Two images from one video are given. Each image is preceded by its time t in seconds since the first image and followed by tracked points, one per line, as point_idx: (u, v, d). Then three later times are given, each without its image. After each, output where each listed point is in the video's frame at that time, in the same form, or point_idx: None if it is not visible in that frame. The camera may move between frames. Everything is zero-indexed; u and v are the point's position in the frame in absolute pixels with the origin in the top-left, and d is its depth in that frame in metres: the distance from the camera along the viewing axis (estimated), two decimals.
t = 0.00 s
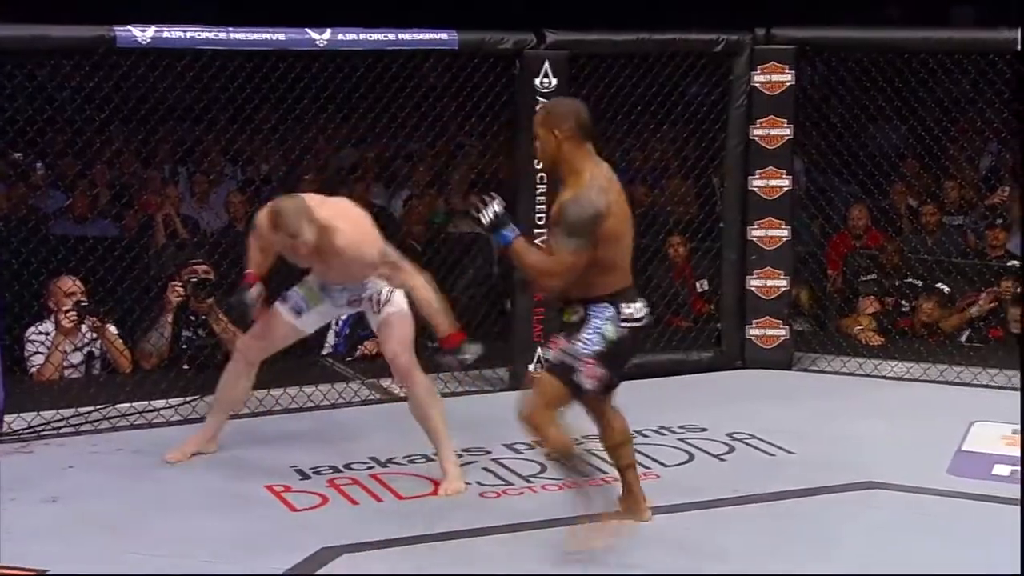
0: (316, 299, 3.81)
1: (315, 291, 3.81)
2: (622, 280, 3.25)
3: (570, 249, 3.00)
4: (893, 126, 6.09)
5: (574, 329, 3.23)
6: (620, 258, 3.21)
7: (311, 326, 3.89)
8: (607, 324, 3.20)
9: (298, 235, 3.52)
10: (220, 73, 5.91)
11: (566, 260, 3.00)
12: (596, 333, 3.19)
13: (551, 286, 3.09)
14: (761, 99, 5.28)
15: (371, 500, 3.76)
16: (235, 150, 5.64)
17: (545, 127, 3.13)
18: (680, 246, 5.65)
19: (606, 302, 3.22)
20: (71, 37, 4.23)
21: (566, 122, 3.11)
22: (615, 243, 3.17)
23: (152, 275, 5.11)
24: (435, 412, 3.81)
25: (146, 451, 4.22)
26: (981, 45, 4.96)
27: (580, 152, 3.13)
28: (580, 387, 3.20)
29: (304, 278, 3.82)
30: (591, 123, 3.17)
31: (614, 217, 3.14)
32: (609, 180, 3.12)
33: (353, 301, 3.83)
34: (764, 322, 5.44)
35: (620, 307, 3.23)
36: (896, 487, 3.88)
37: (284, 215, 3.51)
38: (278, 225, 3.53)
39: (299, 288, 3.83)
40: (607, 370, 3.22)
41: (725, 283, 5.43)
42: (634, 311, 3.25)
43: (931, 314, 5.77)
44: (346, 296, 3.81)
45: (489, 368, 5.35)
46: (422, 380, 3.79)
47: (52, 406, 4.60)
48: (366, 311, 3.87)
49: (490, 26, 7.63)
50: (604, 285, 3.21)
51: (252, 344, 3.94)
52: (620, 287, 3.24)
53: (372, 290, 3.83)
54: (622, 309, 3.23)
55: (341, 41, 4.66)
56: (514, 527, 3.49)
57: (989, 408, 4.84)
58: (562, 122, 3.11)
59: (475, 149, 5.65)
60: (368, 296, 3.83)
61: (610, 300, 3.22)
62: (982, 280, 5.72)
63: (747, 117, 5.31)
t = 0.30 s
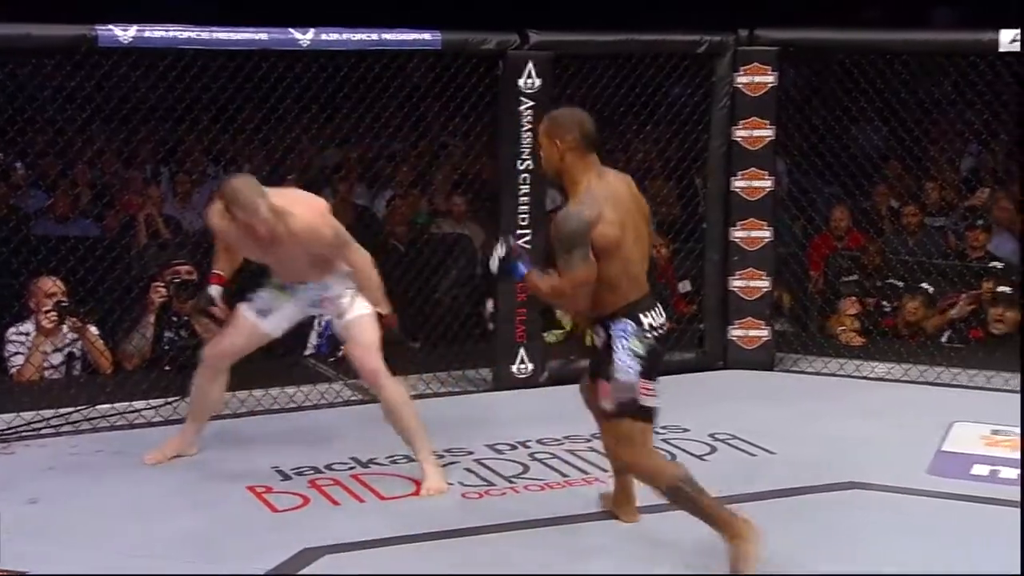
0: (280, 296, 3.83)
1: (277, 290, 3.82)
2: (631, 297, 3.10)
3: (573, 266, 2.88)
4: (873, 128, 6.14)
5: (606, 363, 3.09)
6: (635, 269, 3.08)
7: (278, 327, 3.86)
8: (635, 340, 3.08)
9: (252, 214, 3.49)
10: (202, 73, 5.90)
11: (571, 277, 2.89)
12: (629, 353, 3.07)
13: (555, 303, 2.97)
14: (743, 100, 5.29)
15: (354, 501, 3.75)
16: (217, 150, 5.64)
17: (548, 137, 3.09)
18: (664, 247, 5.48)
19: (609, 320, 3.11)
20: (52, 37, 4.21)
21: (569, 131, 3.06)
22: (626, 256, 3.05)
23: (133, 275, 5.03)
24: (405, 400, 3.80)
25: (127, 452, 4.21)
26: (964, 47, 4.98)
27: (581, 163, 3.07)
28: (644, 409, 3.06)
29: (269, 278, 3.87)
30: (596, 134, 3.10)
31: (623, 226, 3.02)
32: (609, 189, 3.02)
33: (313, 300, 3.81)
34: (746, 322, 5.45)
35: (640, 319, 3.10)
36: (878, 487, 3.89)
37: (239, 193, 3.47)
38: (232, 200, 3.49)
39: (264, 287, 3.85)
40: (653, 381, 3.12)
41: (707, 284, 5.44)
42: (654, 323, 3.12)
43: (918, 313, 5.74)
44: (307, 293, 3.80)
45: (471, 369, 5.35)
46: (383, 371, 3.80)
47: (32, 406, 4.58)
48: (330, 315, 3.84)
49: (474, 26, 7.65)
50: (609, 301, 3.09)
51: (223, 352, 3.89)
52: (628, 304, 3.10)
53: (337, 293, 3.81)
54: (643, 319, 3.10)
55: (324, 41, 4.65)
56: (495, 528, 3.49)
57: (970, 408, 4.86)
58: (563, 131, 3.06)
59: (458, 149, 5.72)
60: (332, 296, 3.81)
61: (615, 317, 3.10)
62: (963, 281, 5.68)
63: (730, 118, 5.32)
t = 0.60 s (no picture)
0: (227, 286, 3.87)
1: (224, 279, 3.88)
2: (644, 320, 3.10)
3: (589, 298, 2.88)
4: (855, 130, 6.20)
5: (633, 382, 3.08)
6: (650, 291, 3.08)
7: (232, 314, 3.91)
8: (660, 359, 3.09)
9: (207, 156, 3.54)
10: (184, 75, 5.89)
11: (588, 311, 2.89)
12: (655, 372, 3.08)
13: (569, 339, 2.99)
14: (725, 102, 5.30)
15: (337, 503, 3.75)
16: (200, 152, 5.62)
17: (553, 165, 3.05)
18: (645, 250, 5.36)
19: (625, 344, 3.11)
20: (33, 39, 4.19)
21: (572, 158, 3.02)
22: (642, 279, 3.04)
23: (116, 278, 5.01)
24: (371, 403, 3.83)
25: (109, 455, 4.19)
26: (943, 50, 5.00)
27: (586, 189, 3.03)
28: (679, 425, 3.03)
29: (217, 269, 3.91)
30: (600, 160, 3.06)
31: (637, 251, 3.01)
32: (616, 217, 2.99)
33: (263, 284, 3.84)
34: (729, 324, 5.47)
35: (663, 337, 3.11)
36: (861, 489, 3.91)
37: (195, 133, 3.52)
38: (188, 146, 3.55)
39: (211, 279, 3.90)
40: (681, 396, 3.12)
41: (689, 287, 5.46)
42: (675, 340, 3.14)
43: (902, 314, 5.74)
44: (256, 277, 3.83)
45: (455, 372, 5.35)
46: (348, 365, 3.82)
47: (13, 410, 4.56)
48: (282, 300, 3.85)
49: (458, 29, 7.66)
50: (626, 325, 3.09)
51: (175, 344, 3.93)
52: (643, 328, 3.09)
53: (290, 279, 3.81)
54: (668, 337, 3.12)
55: (306, 43, 4.64)
56: (478, 530, 3.50)
57: (952, 409, 4.89)
58: (567, 158, 3.03)
59: (441, 151, 5.75)
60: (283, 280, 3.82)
61: (629, 341, 3.09)
62: (945, 282, 5.71)
63: (712, 121, 5.33)
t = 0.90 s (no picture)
0: (205, 274, 3.85)
1: (201, 268, 3.86)
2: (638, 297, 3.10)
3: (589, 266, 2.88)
4: (848, 129, 6.22)
5: (623, 360, 3.08)
6: (646, 266, 3.08)
7: (211, 303, 3.89)
8: (651, 336, 3.08)
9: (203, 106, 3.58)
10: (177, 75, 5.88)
11: (588, 279, 2.89)
12: (646, 349, 3.08)
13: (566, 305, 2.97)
14: (719, 101, 5.31)
15: (332, 503, 3.74)
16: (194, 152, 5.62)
17: (552, 140, 3.03)
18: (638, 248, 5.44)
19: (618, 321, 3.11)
20: (25, 38, 4.18)
21: (572, 132, 3.01)
22: (639, 254, 3.04)
23: (110, 278, 4.99)
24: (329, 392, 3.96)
25: (105, 456, 4.18)
26: (936, 49, 5.02)
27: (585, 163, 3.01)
28: (672, 403, 3.05)
29: (190, 260, 3.89)
30: (601, 134, 3.06)
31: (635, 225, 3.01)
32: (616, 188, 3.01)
33: (240, 267, 3.85)
34: (724, 323, 5.48)
35: (655, 315, 3.11)
36: (856, 487, 3.91)
37: (192, 80, 3.57)
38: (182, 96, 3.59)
39: (187, 269, 3.88)
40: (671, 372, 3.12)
41: (684, 285, 5.46)
42: (666, 317, 3.14)
43: (898, 311, 5.72)
44: (234, 260, 3.84)
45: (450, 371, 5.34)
46: (322, 356, 3.89)
47: (8, 410, 4.55)
48: (258, 283, 3.86)
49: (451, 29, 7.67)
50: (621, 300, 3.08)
51: (164, 339, 3.91)
52: (638, 304, 3.09)
53: (266, 261, 3.84)
54: (658, 314, 3.12)
55: (300, 43, 4.63)
56: (474, 530, 3.49)
57: (946, 408, 4.90)
58: (568, 132, 3.01)
59: (435, 151, 5.75)
60: (262, 262, 3.84)
61: (625, 318, 3.09)
62: (938, 282, 5.73)
63: (706, 120, 5.34)
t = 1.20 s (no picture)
0: (191, 273, 3.85)
1: (187, 267, 3.86)
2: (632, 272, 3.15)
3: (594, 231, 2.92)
4: (852, 128, 6.14)
5: (618, 334, 3.14)
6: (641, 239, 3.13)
7: (199, 304, 3.89)
8: (645, 313, 3.17)
9: (220, 78, 3.63)
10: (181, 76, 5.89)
11: (592, 244, 2.92)
12: (640, 326, 3.16)
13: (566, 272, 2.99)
14: (723, 101, 5.31)
15: (337, 504, 3.75)
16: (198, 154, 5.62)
17: (553, 111, 3.06)
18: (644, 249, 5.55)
19: (613, 296, 3.15)
20: (30, 40, 4.19)
21: (574, 103, 3.04)
22: (636, 225, 3.09)
23: (115, 279, 5.00)
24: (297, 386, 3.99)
25: (111, 457, 4.18)
26: (940, 49, 5.01)
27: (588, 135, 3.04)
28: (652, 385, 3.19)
29: (174, 261, 3.89)
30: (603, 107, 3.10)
31: (633, 196, 3.06)
32: (619, 160, 3.06)
33: (226, 264, 3.84)
34: (728, 323, 5.48)
35: (645, 292, 3.18)
36: (862, 487, 3.91)
37: (212, 52, 3.63)
38: (198, 68, 3.63)
39: (174, 270, 3.88)
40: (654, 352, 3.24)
41: (689, 286, 5.46)
42: (655, 296, 3.23)
43: (901, 310, 5.71)
44: (221, 256, 3.83)
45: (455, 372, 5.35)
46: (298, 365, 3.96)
47: (13, 412, 4.55)
48: (242, 283, 3.87)
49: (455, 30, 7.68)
50: (615, 273, 3.12)
51: (168, 339, 3.90)
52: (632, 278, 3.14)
53: (252, 259, 3.86)
54: (649, 292, 3.19)
55: (304, 44, 4.64)
56: (480, 530, 3.49)
57: (952, 407, 4.90)
58: (569, 102, 3.05)
59: (439, 152, 5.75)
60: (248, 261, 3.85)
61: (619, 292, 3.14)
62: (942, 282, 5.72)
63: (710, 120, 5.34)
